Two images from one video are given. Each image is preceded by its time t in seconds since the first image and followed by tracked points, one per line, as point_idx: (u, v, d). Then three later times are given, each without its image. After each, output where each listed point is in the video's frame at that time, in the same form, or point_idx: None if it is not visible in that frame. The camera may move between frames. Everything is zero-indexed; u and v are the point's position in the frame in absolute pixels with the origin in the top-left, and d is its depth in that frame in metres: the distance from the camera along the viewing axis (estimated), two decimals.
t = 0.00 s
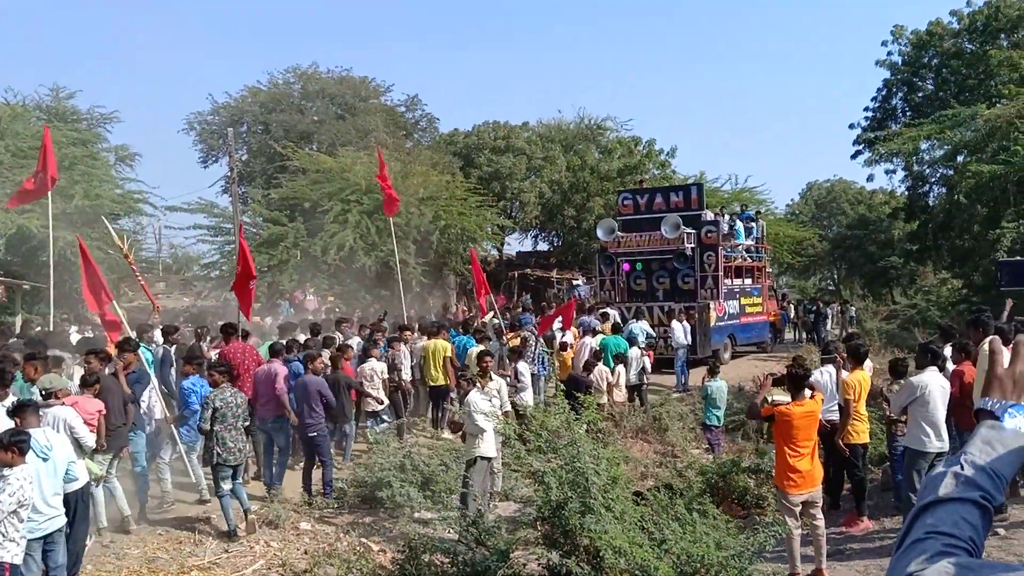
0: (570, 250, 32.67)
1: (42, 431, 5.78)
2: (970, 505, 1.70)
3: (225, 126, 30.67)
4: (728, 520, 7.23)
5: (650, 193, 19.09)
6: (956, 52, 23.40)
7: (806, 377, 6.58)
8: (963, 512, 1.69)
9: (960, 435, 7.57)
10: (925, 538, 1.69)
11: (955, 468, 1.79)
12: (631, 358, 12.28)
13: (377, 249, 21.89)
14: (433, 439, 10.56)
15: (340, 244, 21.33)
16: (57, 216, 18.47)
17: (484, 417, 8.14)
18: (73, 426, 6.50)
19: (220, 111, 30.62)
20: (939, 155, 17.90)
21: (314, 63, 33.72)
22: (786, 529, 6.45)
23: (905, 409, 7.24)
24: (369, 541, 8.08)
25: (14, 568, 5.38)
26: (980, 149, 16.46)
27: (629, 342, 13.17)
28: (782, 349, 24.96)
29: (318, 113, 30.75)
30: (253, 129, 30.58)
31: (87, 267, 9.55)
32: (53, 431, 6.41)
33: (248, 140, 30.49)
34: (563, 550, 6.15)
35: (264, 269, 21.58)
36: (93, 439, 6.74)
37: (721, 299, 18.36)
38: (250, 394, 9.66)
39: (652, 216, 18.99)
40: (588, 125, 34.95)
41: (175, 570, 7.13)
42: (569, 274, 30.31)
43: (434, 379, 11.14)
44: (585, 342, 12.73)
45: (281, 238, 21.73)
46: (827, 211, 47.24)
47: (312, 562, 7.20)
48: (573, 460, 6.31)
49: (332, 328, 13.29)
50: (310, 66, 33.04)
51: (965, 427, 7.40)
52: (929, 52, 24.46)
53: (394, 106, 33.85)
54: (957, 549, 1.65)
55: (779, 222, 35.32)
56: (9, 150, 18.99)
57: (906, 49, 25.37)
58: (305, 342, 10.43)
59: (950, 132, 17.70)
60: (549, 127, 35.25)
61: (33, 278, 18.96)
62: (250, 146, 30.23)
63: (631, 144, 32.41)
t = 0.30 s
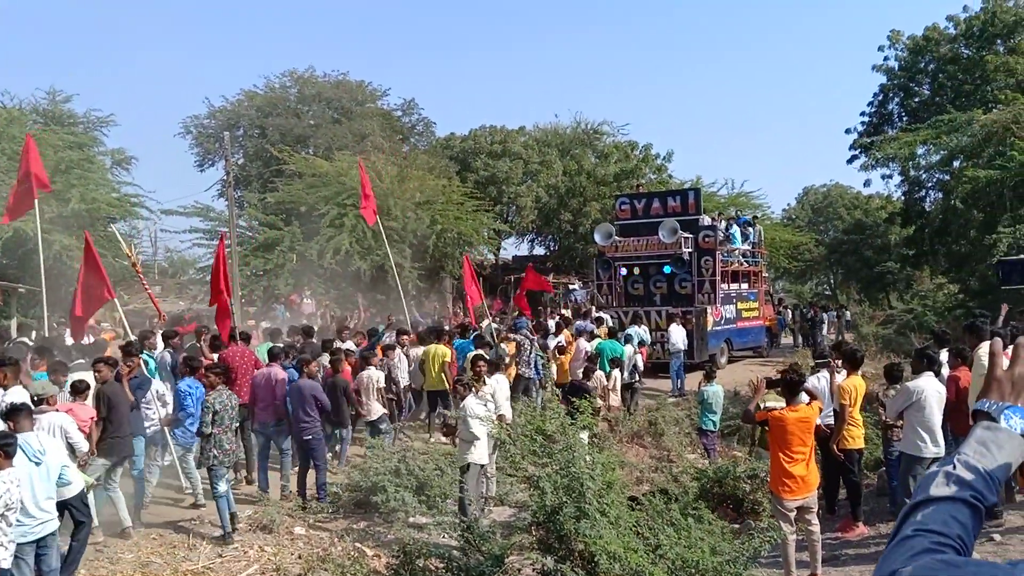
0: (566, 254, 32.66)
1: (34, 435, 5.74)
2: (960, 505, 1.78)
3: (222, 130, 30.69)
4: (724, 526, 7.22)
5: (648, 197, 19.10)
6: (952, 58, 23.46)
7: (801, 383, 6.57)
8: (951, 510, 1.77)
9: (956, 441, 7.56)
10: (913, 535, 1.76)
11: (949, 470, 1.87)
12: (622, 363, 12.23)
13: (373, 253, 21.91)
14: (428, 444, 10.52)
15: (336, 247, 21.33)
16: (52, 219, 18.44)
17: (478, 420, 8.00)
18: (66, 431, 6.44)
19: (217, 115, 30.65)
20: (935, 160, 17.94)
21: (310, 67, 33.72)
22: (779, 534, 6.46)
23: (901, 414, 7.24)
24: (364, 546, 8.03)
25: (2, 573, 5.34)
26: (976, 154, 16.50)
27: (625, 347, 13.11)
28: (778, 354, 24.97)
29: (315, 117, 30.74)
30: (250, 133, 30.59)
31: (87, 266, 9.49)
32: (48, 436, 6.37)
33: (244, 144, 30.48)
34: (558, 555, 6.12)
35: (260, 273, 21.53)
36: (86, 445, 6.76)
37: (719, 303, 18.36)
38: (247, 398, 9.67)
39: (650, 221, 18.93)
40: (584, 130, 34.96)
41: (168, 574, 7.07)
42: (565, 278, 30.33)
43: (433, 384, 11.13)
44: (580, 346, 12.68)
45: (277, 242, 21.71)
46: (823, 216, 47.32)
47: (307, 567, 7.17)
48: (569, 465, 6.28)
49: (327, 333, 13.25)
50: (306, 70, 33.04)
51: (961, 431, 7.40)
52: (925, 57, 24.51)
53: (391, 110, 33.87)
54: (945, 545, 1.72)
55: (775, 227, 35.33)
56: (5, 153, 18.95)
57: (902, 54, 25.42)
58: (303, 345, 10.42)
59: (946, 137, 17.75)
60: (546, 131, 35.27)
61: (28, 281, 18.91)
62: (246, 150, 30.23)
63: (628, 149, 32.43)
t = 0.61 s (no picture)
0: (564, 258, 32.68)
1: (32, 439, 5.73)
2: (948, 503, 1.82)
3: (220, 134, 30.72)
4: (721, 530, 7.23)
5: (646, 202, 19.14)
6: (950, 63, 23.51)
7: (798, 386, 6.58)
8: (941, 509, 1.82)
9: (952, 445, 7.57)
10: (902, 532, 1.80)
11: (939, 469, 1.91)
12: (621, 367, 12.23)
13: (370, 257, 21.94)
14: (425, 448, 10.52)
15: (334, 251, 21.35)
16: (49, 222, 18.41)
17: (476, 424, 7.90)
18: (71, 436, 6.46)
19: (215, 119, 30.69)
20: (933, 165, 17.98)
21: (308, 71, 33.72)
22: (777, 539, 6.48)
23: (899, 419, 7.23)
24: (361, 550, 8.01)
25: None
26: (973, 159, 16.53)
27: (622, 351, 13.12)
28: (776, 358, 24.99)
29: (313, 121, 30.75)
30: (248, 137, 30.60)
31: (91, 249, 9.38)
32: (53, 441, 6.38)
33: (242, 147, 30.51)
34: (555, 559, 6.11)
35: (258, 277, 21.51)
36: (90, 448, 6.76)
37: (716, 308, 18.37)
38: (246, 400, 9.66)
39: (649, 226, 19.04)
40: (582, 134, 35.00)
41: None
42: (563, 282, 30.33)
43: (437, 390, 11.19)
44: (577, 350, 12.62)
45: (274, 246, 21.65)
46: (821, 220, 47.40)
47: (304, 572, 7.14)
48: (566, 469, 6.27)
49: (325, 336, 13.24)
50: (305, 74, 33.08)
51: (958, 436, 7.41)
52: (923, 62, 24.56)
53: (389, 114, 33.90)
54: (933, 542, 1.76)
55: (773, 231, 35.36)
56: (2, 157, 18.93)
57: (899, 59, 25.47)
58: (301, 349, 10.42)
59: (944, 142, 17.81)
60: (544, 136, 35.29)
61: (25, 284, 18.89)
62: (244, 154, 30.26)
63: (625, 153, 32.47)
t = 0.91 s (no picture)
0: (561, 262, 32.74)
1: (29, 443, 5.66)
2: (940, 505, 1.82)
3: (217, 138, 30.75)
4: (717, 534, 7.24)
5: (643, 206, 19.17)
6: (947, 67, 23.57)
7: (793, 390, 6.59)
8: (932, 510, 1.82)
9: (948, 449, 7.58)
10: (895, 534, 1.81)
11: (930, 471, 1.91)
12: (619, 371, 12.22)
13: (366, 261, 22.02)
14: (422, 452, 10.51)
15: (330, 256, 21.39)
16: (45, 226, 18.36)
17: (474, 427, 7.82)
18: (83, 437, 6.42)
19: (212, 123, 30.70)
20: (929, 169, 18.04)
21: (305, 75, 33.72)
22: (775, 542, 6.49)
23: (895, 423, 7.24)
24: (358, 554, 8.00)
25: None
26: (970, 164, 16.59)
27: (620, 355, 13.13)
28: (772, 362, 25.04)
29: (310, 125, 30.77)
30: (245, 141, 30.62)
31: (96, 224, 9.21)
32: (62, 442, 6.36)
33: (239, 151, 30.53)
34: (552, 564, 6.09)
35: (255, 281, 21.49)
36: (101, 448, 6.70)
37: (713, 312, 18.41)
38: (238, 402, 9.58)
39: (647, 230, 18.98)
40: (579, 138, 35.04)
41: None
42: (560, 287, 30.36)
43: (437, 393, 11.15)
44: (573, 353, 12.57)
45: (270, 250, 21.44)
46: (818, 224, 47.52)
47: None
48: (562, 473, 6.27)
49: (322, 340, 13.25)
50: (302, 77, 33.08)
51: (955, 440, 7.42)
52: (919, 67, 24.63)
53: (386, 118, 33.93)
54: (925, 543, 1.77)
55: (770, 236, 35.42)
56: None
57: (896, 64, 25.53)
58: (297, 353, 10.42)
59: (940, 146, 17.89)
60: (541, 140, 35.34)
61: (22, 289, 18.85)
62: (241, 158, 30.28)
63: (622, 158, 32.52)
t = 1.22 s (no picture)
0: (558, 265, 32.74)
1: (27, 445, 5.62)
2: (936, 508, 1.82)
3: (214, 141, 30.74)
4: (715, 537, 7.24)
5: (641, 210, 19.19)
6: (944, 70, 23.62)
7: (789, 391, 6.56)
8: (928, 513, 1.81)
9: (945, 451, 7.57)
10: (891, 538, 1.80)
11: (927, 474, 1.90)
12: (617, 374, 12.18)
13: (363, 264, 22.06)
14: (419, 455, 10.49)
15: (327, 259, 21.40)
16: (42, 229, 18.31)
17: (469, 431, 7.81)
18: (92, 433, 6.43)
19: (209, 126, 30.68)
20: (927, 172, 18.10)
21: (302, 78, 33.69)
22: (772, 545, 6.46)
23: (892, 426, 7.24)
24: (355, 557, 7.97)
25: None
26: (967, 167, 16.63)
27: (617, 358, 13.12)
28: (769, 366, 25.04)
29: (307, 128, 30.77)
30: (242, 144, 30.60)
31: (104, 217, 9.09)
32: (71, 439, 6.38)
33: (236, 154, 30.51)
34: (549, 567, 6.09)
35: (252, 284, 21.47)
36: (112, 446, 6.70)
37: (712, 315, 18.40)
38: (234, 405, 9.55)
39: (645, 233, 19.00)
40: (576, 142, 35.07)
41: None
42: (558, 289, 30.36)
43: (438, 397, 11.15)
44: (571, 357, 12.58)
45: (266, 254, 21.20)
46: (815, 227, 47.59)
47: None
48: (559, 476, 6.26)
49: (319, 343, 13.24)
50: (299, 80, 33.06)
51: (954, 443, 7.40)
52: (916, 71, 24.69)
53: (384, 121, 33.94)
54: (920, 548, 1.76)
55: (767, 239, 35.45)
56: None
57: (893, 67, 25.57)
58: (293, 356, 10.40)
59: (937, 149, 17.96)
60: (538, 143, 35.35)
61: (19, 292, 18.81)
62: (238, 160, 30.26)
63: (620, 161, 32.55)
